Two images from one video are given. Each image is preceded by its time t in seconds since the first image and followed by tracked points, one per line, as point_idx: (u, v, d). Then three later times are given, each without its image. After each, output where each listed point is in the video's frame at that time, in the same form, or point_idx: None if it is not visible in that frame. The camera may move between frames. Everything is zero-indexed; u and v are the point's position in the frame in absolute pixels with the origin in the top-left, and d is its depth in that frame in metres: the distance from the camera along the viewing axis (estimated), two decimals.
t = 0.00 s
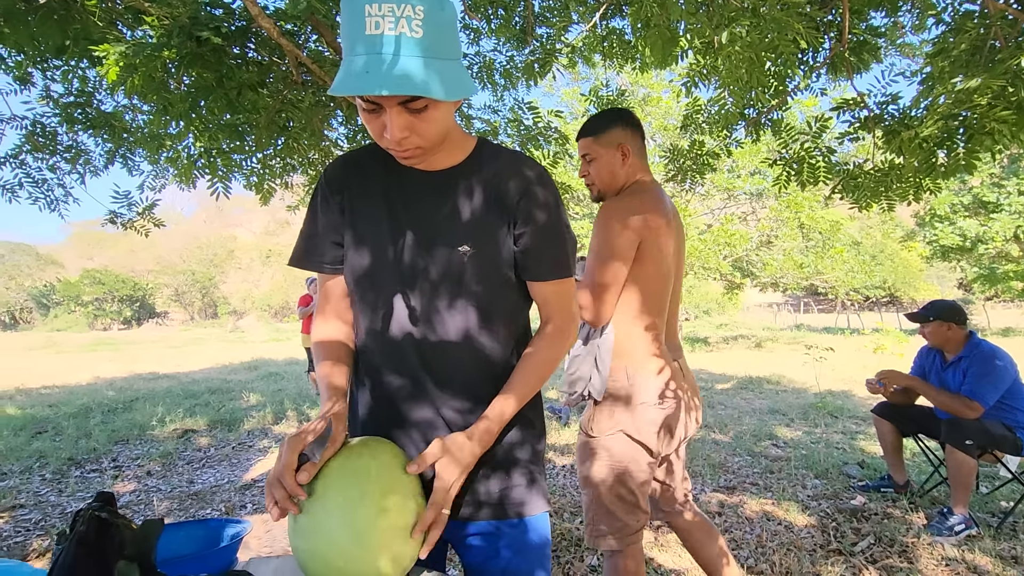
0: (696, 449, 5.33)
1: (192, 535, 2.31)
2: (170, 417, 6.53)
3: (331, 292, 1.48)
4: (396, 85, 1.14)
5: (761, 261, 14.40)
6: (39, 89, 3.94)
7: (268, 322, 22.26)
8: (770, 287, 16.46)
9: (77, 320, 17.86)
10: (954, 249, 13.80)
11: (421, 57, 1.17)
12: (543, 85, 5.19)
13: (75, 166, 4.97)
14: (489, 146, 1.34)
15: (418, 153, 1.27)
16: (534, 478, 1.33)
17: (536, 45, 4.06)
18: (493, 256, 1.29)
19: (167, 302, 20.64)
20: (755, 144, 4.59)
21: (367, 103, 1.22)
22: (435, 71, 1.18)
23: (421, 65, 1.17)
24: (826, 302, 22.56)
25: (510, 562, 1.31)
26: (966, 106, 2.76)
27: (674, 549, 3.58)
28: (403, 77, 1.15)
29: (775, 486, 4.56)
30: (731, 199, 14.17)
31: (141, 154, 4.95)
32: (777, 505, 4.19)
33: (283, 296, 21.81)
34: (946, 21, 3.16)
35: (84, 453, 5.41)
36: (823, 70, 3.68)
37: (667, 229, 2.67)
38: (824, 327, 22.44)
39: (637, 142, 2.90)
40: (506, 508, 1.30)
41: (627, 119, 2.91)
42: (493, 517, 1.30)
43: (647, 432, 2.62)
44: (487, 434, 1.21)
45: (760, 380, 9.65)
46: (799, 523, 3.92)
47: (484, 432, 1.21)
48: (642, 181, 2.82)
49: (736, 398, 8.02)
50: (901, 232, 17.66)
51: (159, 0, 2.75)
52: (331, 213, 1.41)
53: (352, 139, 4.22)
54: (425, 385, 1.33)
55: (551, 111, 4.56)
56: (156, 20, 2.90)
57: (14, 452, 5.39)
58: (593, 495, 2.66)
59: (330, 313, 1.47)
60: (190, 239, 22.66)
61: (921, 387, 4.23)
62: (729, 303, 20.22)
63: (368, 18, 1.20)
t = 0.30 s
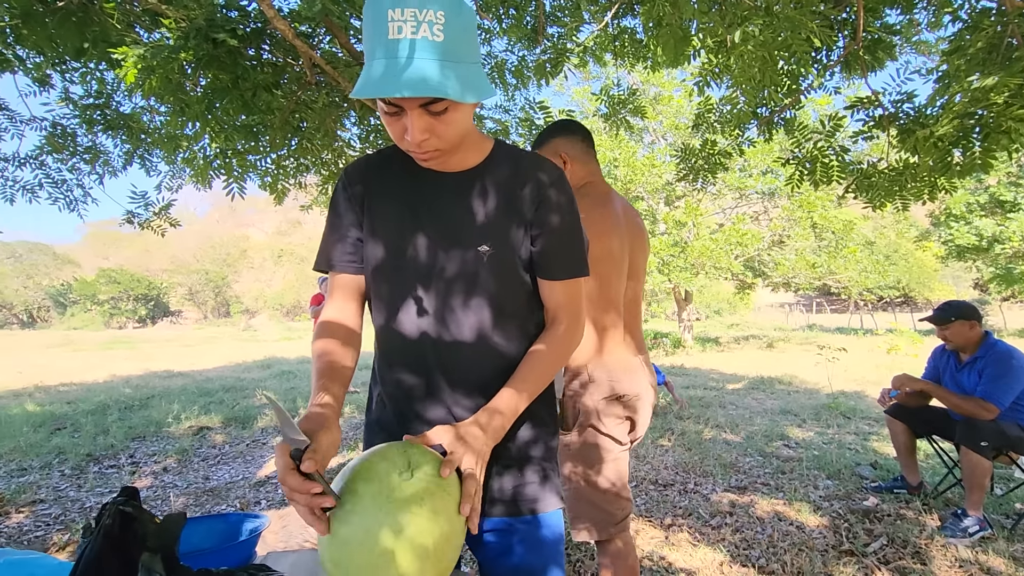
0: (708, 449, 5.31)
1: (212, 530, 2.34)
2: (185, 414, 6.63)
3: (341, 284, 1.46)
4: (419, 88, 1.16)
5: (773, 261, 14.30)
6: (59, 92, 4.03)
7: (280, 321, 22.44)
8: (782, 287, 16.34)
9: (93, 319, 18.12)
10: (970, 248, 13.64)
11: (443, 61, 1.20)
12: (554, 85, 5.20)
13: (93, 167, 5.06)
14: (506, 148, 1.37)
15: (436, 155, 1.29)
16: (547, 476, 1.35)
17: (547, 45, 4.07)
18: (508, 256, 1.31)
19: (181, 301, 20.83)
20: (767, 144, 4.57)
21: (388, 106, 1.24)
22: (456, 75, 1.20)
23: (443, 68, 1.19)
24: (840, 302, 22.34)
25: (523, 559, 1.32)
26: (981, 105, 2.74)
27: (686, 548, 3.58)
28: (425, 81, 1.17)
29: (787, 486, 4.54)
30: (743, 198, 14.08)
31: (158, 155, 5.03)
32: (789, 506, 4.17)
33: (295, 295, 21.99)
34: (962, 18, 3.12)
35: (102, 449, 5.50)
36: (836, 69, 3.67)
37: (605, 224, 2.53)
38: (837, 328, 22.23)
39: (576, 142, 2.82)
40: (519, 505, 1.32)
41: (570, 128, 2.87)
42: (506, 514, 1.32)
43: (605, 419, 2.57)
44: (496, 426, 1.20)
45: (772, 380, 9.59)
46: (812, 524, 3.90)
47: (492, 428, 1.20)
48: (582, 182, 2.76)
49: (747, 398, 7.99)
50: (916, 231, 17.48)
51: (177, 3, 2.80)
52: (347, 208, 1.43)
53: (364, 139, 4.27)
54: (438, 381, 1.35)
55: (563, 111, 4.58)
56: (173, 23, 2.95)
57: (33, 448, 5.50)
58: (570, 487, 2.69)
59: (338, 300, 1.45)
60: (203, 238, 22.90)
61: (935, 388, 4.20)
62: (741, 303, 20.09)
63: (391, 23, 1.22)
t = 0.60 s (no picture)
0: (723, 445, 5.26)
1: (233, 517, 2.34)
2: (202, 406, 6.70)
3: (364, 282, 1.45)
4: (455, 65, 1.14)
5: (789, 256, 14.11)
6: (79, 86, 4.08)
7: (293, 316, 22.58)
8: (797, 283, 16.15)
9: (111, 312, 18.40)
10: (991, 244, 13.37)
11: (478, 38, 1.18)
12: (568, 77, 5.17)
13: (112, 161, 5.12)
14: (527, 135, 1.35)
15: (465, 139, 1.26)
16: (569, 467, 1.32)
17: (562, 38, 4.05)
18: (530, 241, 1.29)
19: (197, 295, 21.06)
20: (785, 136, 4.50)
21: (417, 86, 1.21)
22: (491, 53, 1.18)
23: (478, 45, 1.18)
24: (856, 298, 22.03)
25: (545, 550, 1.31)
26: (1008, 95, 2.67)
27: (702, 544, 3.54)
28: (461, 57, 1.15)
29: (804, 483, 4.49)
30: (758, 193, 13.93)
31: (176, 149, 5.08)
32: (806, 503, 4.12)
33: (308, 290, 22.13)
34: (988, 7, 3.04)
35: (121, 440, 5.58)
36: (857, 58, 3.61)
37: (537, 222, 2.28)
38: (853, 324, 21.92)
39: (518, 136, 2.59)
40: (539, 495, 1.30)
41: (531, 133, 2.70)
42: (527, 506, 1.30)
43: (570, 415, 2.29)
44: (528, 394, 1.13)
45: (787, 376, 9.47)
46: (830, 521, 3.85)
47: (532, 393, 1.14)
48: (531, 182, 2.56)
49: (762, 394, 7.91)
50: (935, 226, 17.16)
51: None
52: (365, 201, 1.43)
53: (379, 133, 4.28)
54: (460, 370, 1.33)
55: (577, 104, 4.55)
56: (190, 17, 2.97)
57: (55, 438, 5.59)
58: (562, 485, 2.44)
59: (366, 299, 1.45)
60: (218, 233, 23.13)
61: (957, 384, 4.12)
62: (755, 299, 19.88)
63: None
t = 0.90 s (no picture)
0: (736, 440, 5.22)
1: (249, 503, 2.32)
2: (217, 397, 6.79)
3: (382, 272, 1.46)
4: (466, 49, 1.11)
5: (803, 251, 13.93)
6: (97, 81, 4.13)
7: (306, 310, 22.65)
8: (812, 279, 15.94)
9: (128, 306, 18.68)
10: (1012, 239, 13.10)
11: (491, 19, 1.15)
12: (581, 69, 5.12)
13: (129, 155, 5.18)
14: (544, 117, 1.33)
15: (481, 124, 1.25)
16: (585, 453, 1.30)
17: (574, 30, 4.01)
18: (546, 225, 1.27)
19: (212, 289, 21.27)
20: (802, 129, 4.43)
21: (430, 72, 1.19)
22: (504, 35, 1.15)
23: (491, 27, 1.14)
24: (872, 295, 21.71)
25: (562, 538, 1.30)
26: None
27: (715, 538, 3.53)
28: (473, 40, 1.12)
29: (819, 479, 4.44)
30: (773, 187, 13.77)
31: (192, 143, 5.12)
32: (821, 499, 4.08)
33: (321, 284, 22.26)
34: None
35: (138, 430, 5.66)
36: (878, 48, 3.54)
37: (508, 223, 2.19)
38: (869, 321, 21.61)
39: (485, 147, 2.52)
40: (554, 482, 1.29)
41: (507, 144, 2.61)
42: (543, 494, 1.29)
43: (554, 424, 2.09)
44: (544, 371, 1.11)
45: (801, 373, 9.36)
46: (846, 518, 3.81)
47: (552, 371, 1.11)
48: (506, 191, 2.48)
49: (776, 390, 7.83)
50: (954, 222, 16.83)
51: None
52: (381, 190, 1.43)
53: (392, 126, 4.28)
54: (475, 356, 1.32)
55: (590, 97, 4.52)
56: (206, 10, 2.99)
57: (75, 427, 5.69)
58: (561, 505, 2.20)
59: (382, 287, 1.46)
60: (232, 228, 23.34)
61: (978, 380, 4.04)
62: (769, 295, 19.68)
63: None
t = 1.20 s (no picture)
0: (749, 443, 5.15)
1: (262, 498, 2.34)
2: (231, 395, 6.86)
3: (399, 282, 1.49)
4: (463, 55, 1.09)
5: (819, 253, 13.77)
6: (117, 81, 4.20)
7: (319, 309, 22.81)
8: (827, 281, 15.72)
9: (145, 304, 18.99)
10: None
11: (489, 22, 1.13)
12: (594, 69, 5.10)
13: (147, 155, 5.26)
14: (554, 111, 1.32)
15: (488, 125, 1.24)
16: (596, 450, 1.28)
17: (587, 30, 4.01)
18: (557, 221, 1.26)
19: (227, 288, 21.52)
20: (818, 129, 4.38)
21: (430, 80, 1.19)
22: (503, 37, 1.13)
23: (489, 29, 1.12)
24: (890, 298, 21.36)
25: (573, 538, 1.28)
26: None
27: (728, 542, 3.49)
28: (471, 47, 1.10)
29: (834, 484, 4.38)
30: (788, 188, 13.62)
31: (209, 144, 5.20)
32: (837, 504, 4.01)
33: (334, 284, 22.39)
34: None
35: (154, 426, 5.74)
36: (897, 46, 3.48)
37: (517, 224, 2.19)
38: (887, 324, 21.26)
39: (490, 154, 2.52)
40: (565, 481, 1.27)
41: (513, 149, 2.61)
42: (553, 493, 1.28)
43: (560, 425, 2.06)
44: (555, 365, 1.10)
45: (816, 376, 9.24)
46: (862, 524, 3.75)
47: (562, 367, 1.10)
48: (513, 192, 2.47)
49: (790, 393, 7.73)
50: (975, 224, 16.52)
51: None
52: (393, 191, 1.44)
53: (405, 126, 4.30)
54: (486, 354, 1.32)
55: (603, 97, 4.50)
56: (223, 11, 3.03)
57: (93, 422, 5.78)
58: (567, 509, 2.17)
59: (398, 287, 1.49)
60: (247, 228, 23.60)
61: (999, 385, 3.96)
62: (784, 297, 19.46)
63: None
